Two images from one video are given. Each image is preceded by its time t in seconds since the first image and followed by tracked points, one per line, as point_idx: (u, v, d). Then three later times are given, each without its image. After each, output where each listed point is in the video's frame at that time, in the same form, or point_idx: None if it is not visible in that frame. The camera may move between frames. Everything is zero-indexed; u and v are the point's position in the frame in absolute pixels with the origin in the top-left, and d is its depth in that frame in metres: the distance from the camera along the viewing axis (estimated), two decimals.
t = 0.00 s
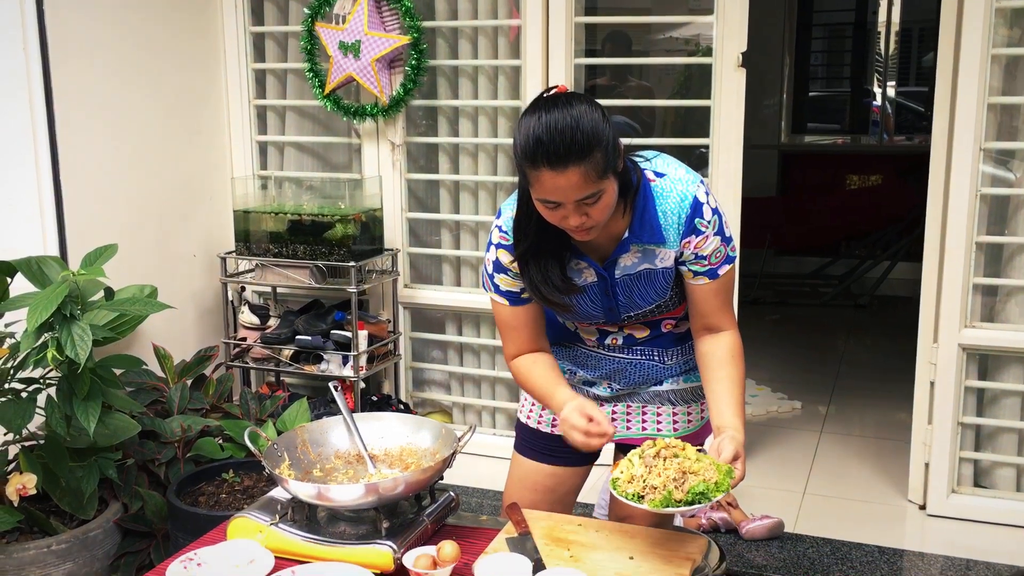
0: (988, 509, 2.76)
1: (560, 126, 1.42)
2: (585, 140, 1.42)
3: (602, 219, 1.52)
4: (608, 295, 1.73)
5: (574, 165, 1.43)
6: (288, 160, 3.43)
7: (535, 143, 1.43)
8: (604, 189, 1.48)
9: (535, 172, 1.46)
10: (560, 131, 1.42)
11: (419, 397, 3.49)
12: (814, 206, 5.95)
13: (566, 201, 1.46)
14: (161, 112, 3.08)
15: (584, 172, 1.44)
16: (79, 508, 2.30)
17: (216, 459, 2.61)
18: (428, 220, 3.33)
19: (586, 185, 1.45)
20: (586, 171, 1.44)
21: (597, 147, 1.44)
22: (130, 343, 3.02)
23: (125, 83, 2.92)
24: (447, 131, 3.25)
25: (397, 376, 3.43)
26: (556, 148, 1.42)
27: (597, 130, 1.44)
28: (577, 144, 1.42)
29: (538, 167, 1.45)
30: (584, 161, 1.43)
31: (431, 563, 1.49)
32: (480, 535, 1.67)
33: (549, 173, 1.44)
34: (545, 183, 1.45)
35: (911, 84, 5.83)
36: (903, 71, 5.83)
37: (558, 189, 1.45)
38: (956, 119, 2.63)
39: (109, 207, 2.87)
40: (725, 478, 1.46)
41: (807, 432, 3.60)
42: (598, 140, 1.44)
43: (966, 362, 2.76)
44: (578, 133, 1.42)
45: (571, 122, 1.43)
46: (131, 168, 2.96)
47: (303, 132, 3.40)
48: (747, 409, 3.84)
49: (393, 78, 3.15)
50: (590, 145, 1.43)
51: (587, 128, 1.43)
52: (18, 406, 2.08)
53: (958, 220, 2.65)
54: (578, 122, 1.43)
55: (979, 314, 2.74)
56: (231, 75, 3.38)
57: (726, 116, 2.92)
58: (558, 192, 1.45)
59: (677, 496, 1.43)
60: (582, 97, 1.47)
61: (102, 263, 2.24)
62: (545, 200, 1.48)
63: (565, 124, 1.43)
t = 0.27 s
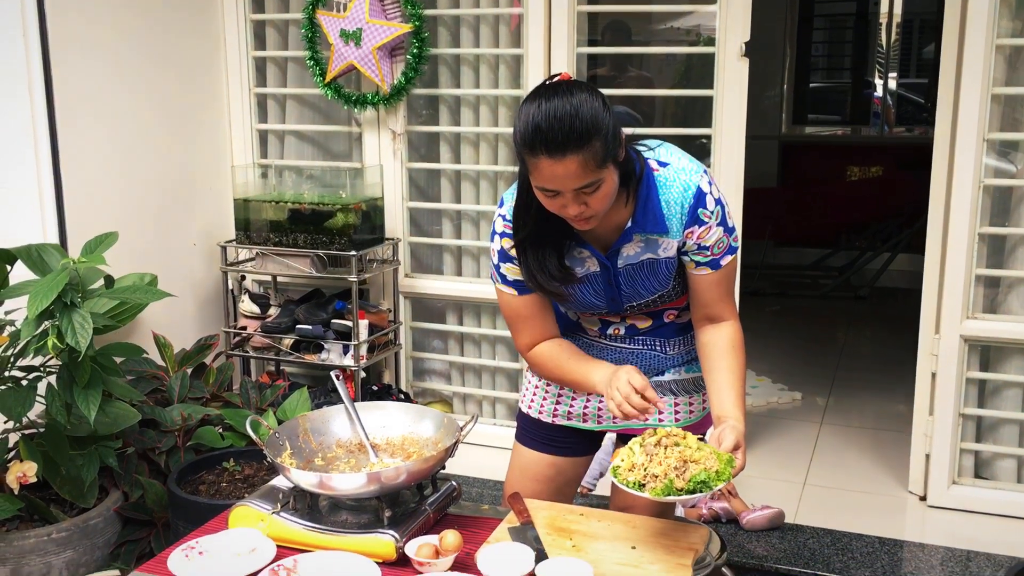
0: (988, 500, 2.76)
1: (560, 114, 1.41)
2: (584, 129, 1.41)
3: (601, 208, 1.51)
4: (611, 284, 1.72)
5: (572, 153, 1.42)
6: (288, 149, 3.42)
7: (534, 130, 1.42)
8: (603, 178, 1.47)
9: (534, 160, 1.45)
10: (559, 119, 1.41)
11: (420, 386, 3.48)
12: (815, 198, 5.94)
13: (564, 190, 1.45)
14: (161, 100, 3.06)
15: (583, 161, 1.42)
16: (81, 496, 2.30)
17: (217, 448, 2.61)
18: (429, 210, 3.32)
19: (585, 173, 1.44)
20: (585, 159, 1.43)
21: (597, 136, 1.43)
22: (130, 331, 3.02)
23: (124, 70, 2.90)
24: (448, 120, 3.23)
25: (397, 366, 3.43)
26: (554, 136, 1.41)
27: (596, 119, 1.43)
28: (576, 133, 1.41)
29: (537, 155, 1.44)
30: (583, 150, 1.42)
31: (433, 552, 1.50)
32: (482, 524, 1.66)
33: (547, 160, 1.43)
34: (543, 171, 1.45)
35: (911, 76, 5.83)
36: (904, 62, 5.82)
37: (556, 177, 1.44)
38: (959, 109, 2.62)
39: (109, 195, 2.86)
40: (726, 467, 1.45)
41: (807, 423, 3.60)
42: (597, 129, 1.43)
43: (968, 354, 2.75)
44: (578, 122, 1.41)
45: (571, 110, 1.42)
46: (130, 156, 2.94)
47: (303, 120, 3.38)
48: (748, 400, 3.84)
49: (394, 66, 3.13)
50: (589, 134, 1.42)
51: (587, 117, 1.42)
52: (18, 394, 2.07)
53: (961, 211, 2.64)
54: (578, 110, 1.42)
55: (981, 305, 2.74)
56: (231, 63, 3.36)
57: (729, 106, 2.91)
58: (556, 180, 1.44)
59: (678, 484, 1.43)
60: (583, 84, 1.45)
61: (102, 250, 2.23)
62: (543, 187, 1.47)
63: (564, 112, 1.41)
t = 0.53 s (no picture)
0: (988, 490, 2.77)
1: (566, 111, 1.40)
2: (590, 126, 1.40)
3: (607, 204, 1.50)
4: (615, 277, 1.72)
5: (578, 150, 1.41)
6: (287, 138, 3.40)
7: (540, 126, 1.42)
8: (609, 175, 1.46)
9: (539, 156, 1.44)
10: (565, 116, 1.40)
11: (419, 376, 3.48)
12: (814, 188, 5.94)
13: (569, 186, 1.44)
14: (158, 88, 3.04)
15: (590, 158, 1.41)
16: (80, 485, 2.30)
17: (216, 438, 2.61)
18: (429, 199, 3.31)
19: (591, 170, 1.43)
20: (591, 157, 1.42)
21: (603, 133, 1.42)
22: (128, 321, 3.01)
23: (121, 58, 2.88)
24: (448, 109, 3.22)
25: (397, 355, 3.42)
26: (561, 133, 1.40)
27: (603, 116, 1.42)
28: (582, 130, 1.40)
29: (542, 151, 1.43)
30: (589, 147, 1.41)
31: (436, 541, 1.49)
32: (483, 514, 1.66)
33: (553, 157, 1.42)
34: (548, 167, 1.44)
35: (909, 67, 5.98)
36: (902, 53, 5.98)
37: (561, 174, 1.43)
38: (961, 99, 2.61)
39: (107, 183, 2.85)
40: (747, 454, 1.46)
41: (806, 413, 3.60)
42: (604, 126, 1.42)
43: (968, 344, 2.76)
44: (584, 118, 1.40)
45: (577, 107, 1.41)
46: (127, 145, 2.92)
47: (302, 109, 3.37)
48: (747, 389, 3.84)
49: (393, 55, 3.12)
50: (596, 131, 1.41)
51: (593, 114, 1.41)
52: (17, 383, 2.07)
53: (962, 201, 2.64)
54: (584, 107, 1.41)
55: (981, 295, 2.74)
56: (229, 51, 3.34)
57: (729, 95, 2.89)
58: (562, 177, 1.43)
59: (702, 471, 1.43)
60: (589, 80, 1.44)
61: (102, 239, 2.22)
62: (548, 183, 1.46)
63: (571, 109, 1.40)
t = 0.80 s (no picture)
0: (985, 481, 2.77)
1: (561, 108, 1.39)
2: (586, 123, 1.39)
3: (606, 200, 1.49)
4: (618, 272, 1.71)
5: (575, 148, 1.40)
6: (282, 130, 3.37)
7: (535, 124, 1.40)
8: (607, 171, 1.44)
9: (536, 155, 1.42)
10: (561, 113, 1.39)
11: (416, 368, 3.47)
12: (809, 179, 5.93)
13: (567, 184, 1.43)
14: (152, 79, 3.02)
15: (587, 155, 1.40)
16: (76, 479, 2.28)
17: (213, 431, 2.59)
18: (425, 191, 3.29)
19: (588, 167, 1.42)
20: (588, 154, 1.41)
21: (599, 129, 1.41)
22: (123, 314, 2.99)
23: (114, 49, 2.85)
24: (444, 101, 3.20)
25: (393, 348, 3.41)
26: (557, 131, 1.39)
27: (599, 112, 1.40)
28: (578, 127, 1.39)
29: (538, 149, 1.42)
30: (585, 145, 1.40)
31: (436, 535, 1.48)
32: (484, 507, 1.65)
33: (550, 156, 1.41)
34: (546, 166, 1.43)
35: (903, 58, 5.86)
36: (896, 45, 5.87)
37: (559, 172, 1.42)
38: (960, 89, 2.60)
39: (101, 175, 2.83)
40: (759, 443, 1.46)
41: (803, 405, 3.60)
42: (600, 123, 1.40)
43: (965, 335, 2.76)
44: (580, 115, 1.39)
45: (573, 104, 1.39)
46: (121, 137, 2.90)
47: (297, 100, 3.34)
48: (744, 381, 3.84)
49: (389, 45, 3.10)
50: (592, 127, 1.40)
51: (589, 110, 1.40)
52: (12, 377, 2.05)
53: (960, 192, 2.63)
54: (580, 104, 1.40)
55: (979, 286, 2.74)
56: (223, 42, 3.32)
57: (727, 86, 2.88)
58: (560, 175, 1.42)
59: (718, 461, 1.42)
60: (584, 76, 1.43)
61: (96, 231, 2.20)
62: (546, 182, 1.45)
63: (566, 106, 1.39)
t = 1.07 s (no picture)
0: (979, 474, 2.78)
1: (559, 104, 1.38)
2: (584, 119, 1.38)
3: (603, 197, 1.48)
4: (615, 268, 1.70)
5: (572, 145, 1.39)
6: (274, 125, 3.36)
7: (533, 120, 1.39)
8: (604, 168, 1.43)
9: (533, 151, 1.41)
10: (558, 109, 1.38)
11: (410, 364, 3.46)
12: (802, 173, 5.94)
13: (564, 181, 1.42)
14: (143, 74, 3.00)
15: (584, 152, 1.39)
16: (68, 477, 2.26)
17: (206, 428, 2.58)
18: (418, 185, 3.28)
19: (585, 164, 1.41)
20: (585, 150, 1.40)
21: (597, 126, 1.40)
22: (115, 310, 2.97)
23: (105, 44, 2.83)
24: (437, 95, 3.19)
25: (388, 343, 3.40)
26: (554, 128, 1.38)
27: (597, 109, 1.39)
28: (575, 124, 1.38)
29: (536, 145, 1.41)
30: (583, 141, 1.39)
31: (433, 531, 1.48)
32: (481, 503, 1.65)
33: (547, 152, 1.40)
34: (543, 162, 1.42)
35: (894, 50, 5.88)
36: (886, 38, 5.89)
37: (556, 169, 1.41)
38: (955, 82, 2.60)
39: (92, 171, 2.81)
40: (752, 439, 1.45)
41: (797, 398, 3.61)
42: (598, 119, 1.39)
43: (960, 328, 2.76)
44: (577, 112, 1.38)
45: (571, 100, 1.38)
46: (112, 132, 2.88)
47: (289, 95, 3.32)
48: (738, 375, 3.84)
49: (382, 39, 3.08)
50: (590, 124, 1.39)
51: (587, 107, 1.39)
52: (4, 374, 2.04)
53: (954, 185, 2.63)
54: (578, 100, 1.39)
55: (973, 279, 2.74)
56: (214, 36, 3.29)
57: (721, 80, 2.87)
58: (557, 172, 1.41)
59: (710, 456, 1.42)
60: (582, 72, 1.41)
61: (88, 227, 2.18)
62: (542, 178, 1.44)
63: (564, 102, 1.38)
